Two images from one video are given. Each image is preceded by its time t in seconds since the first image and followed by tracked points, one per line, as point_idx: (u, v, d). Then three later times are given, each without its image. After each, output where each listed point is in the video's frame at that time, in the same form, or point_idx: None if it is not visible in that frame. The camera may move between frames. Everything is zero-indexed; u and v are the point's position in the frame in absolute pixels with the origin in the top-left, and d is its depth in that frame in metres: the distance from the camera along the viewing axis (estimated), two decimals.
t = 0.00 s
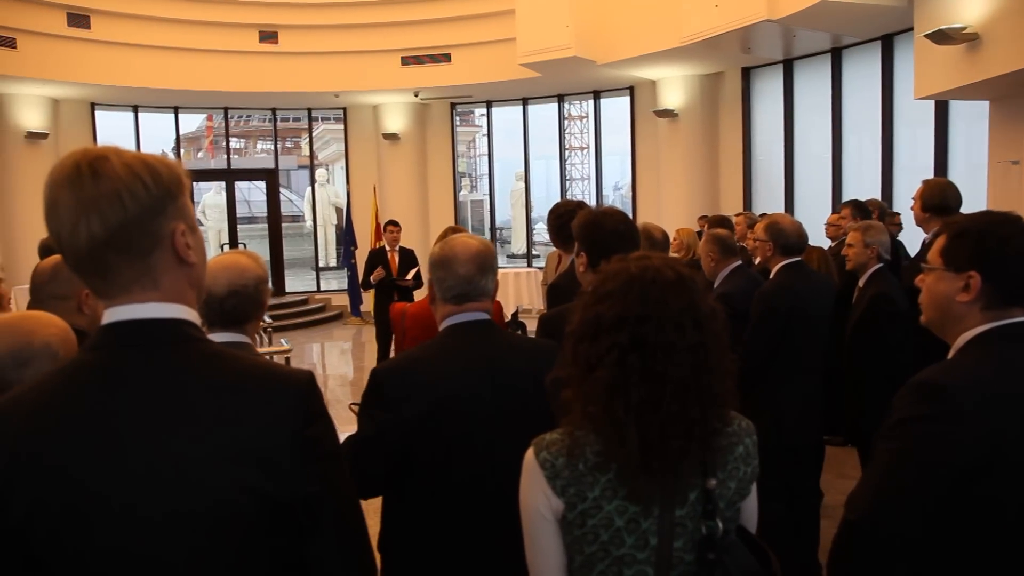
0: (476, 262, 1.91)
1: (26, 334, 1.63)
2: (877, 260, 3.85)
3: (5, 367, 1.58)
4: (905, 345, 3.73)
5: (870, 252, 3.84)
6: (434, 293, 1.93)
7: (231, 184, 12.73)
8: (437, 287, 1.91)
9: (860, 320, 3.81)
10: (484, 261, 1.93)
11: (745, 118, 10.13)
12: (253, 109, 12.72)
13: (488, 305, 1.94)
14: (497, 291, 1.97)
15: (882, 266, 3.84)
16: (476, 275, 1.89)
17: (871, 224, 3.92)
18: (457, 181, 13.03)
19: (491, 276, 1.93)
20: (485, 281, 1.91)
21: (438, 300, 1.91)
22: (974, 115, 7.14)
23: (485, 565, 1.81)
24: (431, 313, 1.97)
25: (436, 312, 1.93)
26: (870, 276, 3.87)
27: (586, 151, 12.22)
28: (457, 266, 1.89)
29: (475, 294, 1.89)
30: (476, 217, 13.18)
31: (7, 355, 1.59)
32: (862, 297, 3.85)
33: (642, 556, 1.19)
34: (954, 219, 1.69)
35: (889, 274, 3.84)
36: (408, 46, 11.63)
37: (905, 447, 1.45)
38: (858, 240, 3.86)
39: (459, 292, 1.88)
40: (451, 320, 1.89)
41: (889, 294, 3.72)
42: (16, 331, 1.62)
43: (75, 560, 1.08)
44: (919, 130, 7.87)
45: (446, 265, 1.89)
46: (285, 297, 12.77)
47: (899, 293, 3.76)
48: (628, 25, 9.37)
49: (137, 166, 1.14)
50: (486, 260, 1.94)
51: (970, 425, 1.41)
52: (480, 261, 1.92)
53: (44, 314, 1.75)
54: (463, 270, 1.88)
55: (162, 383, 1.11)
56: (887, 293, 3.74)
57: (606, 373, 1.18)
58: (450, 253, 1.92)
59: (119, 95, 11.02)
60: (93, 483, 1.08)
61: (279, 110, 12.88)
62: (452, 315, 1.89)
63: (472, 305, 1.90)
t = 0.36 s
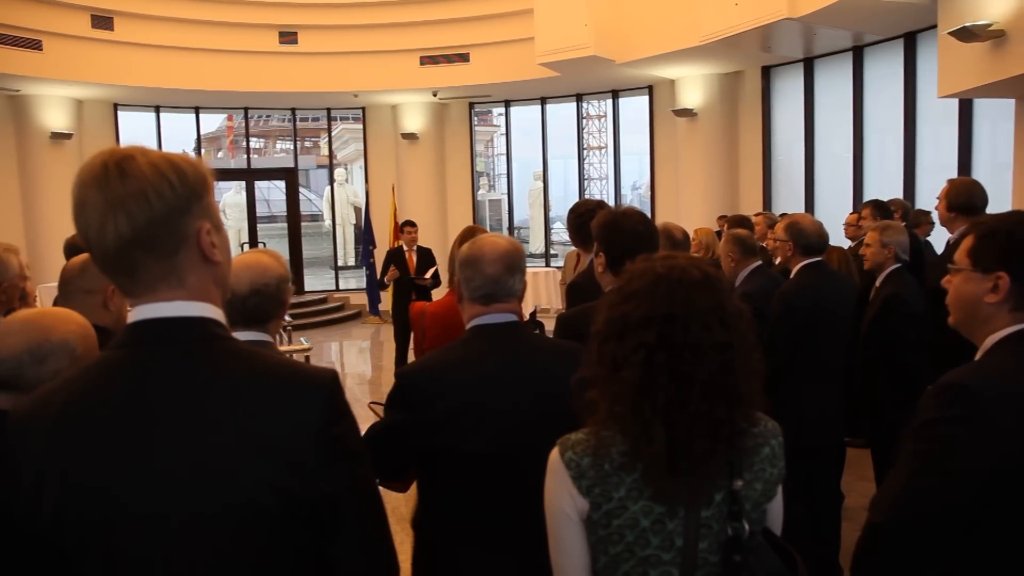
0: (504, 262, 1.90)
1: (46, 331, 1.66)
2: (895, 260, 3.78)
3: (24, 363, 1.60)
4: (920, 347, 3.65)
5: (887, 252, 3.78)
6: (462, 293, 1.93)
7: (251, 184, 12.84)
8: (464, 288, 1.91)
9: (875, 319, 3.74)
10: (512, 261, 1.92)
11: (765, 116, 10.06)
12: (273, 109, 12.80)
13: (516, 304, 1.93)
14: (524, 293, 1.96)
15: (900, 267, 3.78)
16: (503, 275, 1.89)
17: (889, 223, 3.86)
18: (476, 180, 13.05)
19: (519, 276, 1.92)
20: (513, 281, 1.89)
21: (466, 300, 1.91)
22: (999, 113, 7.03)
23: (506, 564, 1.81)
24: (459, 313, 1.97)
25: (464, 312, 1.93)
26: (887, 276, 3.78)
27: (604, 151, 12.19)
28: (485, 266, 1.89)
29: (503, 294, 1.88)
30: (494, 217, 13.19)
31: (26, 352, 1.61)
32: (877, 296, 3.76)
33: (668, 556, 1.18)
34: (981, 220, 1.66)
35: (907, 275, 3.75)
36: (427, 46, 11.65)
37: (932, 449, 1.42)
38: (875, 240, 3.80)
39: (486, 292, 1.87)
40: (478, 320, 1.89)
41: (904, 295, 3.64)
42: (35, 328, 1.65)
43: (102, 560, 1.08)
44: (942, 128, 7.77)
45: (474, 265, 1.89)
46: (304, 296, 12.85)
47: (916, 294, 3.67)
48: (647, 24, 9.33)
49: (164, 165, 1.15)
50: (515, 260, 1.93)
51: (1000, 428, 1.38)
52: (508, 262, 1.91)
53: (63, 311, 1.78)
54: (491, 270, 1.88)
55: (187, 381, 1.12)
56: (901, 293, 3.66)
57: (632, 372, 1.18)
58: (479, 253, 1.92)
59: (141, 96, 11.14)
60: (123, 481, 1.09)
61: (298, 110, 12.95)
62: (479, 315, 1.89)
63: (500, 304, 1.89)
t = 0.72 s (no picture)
0: (533, 267, 1.91)
1: (72, 335, 1.70)
2: (916, 263, 3.74)
3: (49, 368, 1.64)
4: (940, 351, 3.60)
5: (907, 256, 3.75)
6: (490, 298, 1.93)
7: (271, 189, 12.97)
8: (492, 292, 1.92)
9: (895, 322, 3.70)
10: (540, 266, 1.93)
11: (784, 119, 9.99)
12: (292, 114, 12.91)
13: (544, 309, 1.93)
14: (552, 299, 1.96)
15: (921, 270, 3.73)
16: (531, 280, 1.89)
17: (909, 226, 3.83)
18: (494, 185, 13.05)
19: (548, 282, 1.93)
20: (541, 286, 1.90)
21: (494, 304, 1.91)
22: None
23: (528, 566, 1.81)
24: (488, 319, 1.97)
25: (492, 318, 1.94)
26: (908, 279, 3.74)
27: (622, 154, 12.16)
28: (513, 270, 1.89)
29: (531, 298, 1.88)
30: (512, 221, 13.19)
31: (51, 357, 1.65)
32: (897, 299, 3.73)
33: (693, 563, 1.17)
34: (1003, 226, 1.65)
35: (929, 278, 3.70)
36: (445, 51, 11.70)
37: (962, 456, 1.40)
38: (895, 244, 3.78)
39: (515, 296, 1.88)
40: (506, 325, 1.88)
41: (923, 298, 3.60)
42: (60, 333, 1.69)
43: (126, 563, 1.09)
44: (965, 131, 7.68)
45: (502, 269, 1.90)
46: (323, 300, 12.92)
47: (937, 297, 3.63)
48: (665, 27, 9.30)
49: (191, 171, 1.16)
50: (544, 266, 1.94)
51: None
52: (536, 267, 1.92)
53: (89, 315, 1.81)
54: (520, 274, 1.88)
55: (214, 385, 1.13)
56: (921, 296, 3.62)
57: (658, 377, 1.17)
58: (508, 257, 1.93)
59: (164, 102, 11.27)
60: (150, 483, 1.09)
61: (317, 115, 13.02)
62: (507, 320, 1.89)
63: (527, 309, 1.89)
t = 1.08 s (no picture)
0: (541, 262, 1.92)
1: (92, 336, 1.74)
2: (935, 263, 3.71)
3: (70, 368, 1.66)
4: (960, 351, 3.56)
5: (926, 255, 3.73)
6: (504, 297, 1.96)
7: (286, 189, 13.08)
8: (504, 290, 1.95)
9: (914, 322, 3.68)
10: (550, 261, 1.93)
11: (800, 117, 9.92)
12: (307, 115, 12.98)
13: (556, 306, 1.92)
14: (566, 296, 1.95)
15: (940, 269, 3.70)
16: (538, 275, 1.90)
17: (927, 226, 3.80)
18: (508, 185, 13.05)
19: (559, 276, 1.92)
20: (549, 280, 1.90)
21: (507, 303, 1.93)
22: None
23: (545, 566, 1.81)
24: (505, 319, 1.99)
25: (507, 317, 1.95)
26: (927, 279, 3.72)
27: (636, 154, 12.14)
28: (521, 267, 1.92)
29: (540, 293, 1.89)
30: (526, 220, 13.19)
31: (72, 357, 1.68)
32: (916, 299, 3.71)
33: (709, 563, 1.17)
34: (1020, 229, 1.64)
35: (949, 278, 3.67)
36: (459, 51, 11.72)
37: (985, 459, 1.39)
38: (914, 244, 3.76)
39: (522, 292, 1.89)
40: (520, 325, 1.89)
41: (940, 299, 3.58)
42: (81, 334, 1.73)
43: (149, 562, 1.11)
44: (984, 128, 7.60)
45: (512, 266, 1.93)
46: (338, 300, 12.99)
47: (957, 297, 3.60)
48: (680, 26, 9.27)
49: (209, 172, 1.18)
50: (555, 262, 1.94)
51: None
52: (545, 262, 1.92)
53: (108, 317, 1.84)
54: (527, 269, 1.90)
55: (233, 386, 1.14)
56: (940, 296, 3.59)
57: (674, 376, 1.17)
58: (518, 255, 1.95)
59: (181, 104, 11.37)
60: (171, 485, 1.11)
61: (332, 116, 13.08)
62: (521, 319, 1.90)
63: (539, 305, 1.89)
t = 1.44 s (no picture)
0: (563, 265, 1.94)
1: (121, 338, 1.76)
2: (964, 265, 3.64)
3: (100, 368, 1.69)
4: (995, 354, 3.53)
5: (954, 258, 3.64)
6: (529, 303, 1.97)
7: (308, 192, 13.20)
8: (529, 295, 1.96)
9: (945, 325, 3.64)
10: (572, 264, 1.95)
11: (822, 117, 9.85)
12: (329, 118, 13.10)
13: (581, 307, 1.93)
14: (591, 298, 1.97)
15: (970, 272, 3.63)
16: (561, 277, 1.92)
17: (953, 228, 3.73)
18: (528, 186, 13.07)
19: (581, 277, 1.94)
20: (573, 282, 1.92)
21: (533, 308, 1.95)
22: None
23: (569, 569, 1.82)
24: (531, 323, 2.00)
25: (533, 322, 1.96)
26: (956, 282, 3.66)
27: (657, 155, 12.11)
28: (544, 271, 1.94)
29: (564, 295, 1.90)
30: (546, 222, 13.20)
31: (102, 357, 1.71)
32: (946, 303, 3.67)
33: (732, 565, 1.17)
34: None
35: (979, 280, 3.62)
36: (480, 53, 11.74)
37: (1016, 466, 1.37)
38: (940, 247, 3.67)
39: (547, 295, 1.91)
40: (546, 327, 1.90)
41: (973, 301, 3.54)
42: (110, 335, 1.75)
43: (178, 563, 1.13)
44: (1011, 128, 7.49)
45: (535, 271, 1.95)
46: (360, 301, 13.07)
47: (989, 300, 3.56)
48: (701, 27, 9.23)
49: (237, 176, 1.20)
50: (577, 264, 1.96)
51: None
52: (568, 265, 1.94)
53: (136, 318, 1.87)
54: (550, 272, 1.93)
55: (261, 388, 1.16)
56: (970, 298, 3.55)
57: (696, 378, 1.17)
58: (540, 262, 1.97)
59: (205, 108, 11.51)
60: (199, 487, 1.13)
61: (353, 119, 13.19)
62: (547, 322, 1.91)
63: (563, 308, 1.91)
